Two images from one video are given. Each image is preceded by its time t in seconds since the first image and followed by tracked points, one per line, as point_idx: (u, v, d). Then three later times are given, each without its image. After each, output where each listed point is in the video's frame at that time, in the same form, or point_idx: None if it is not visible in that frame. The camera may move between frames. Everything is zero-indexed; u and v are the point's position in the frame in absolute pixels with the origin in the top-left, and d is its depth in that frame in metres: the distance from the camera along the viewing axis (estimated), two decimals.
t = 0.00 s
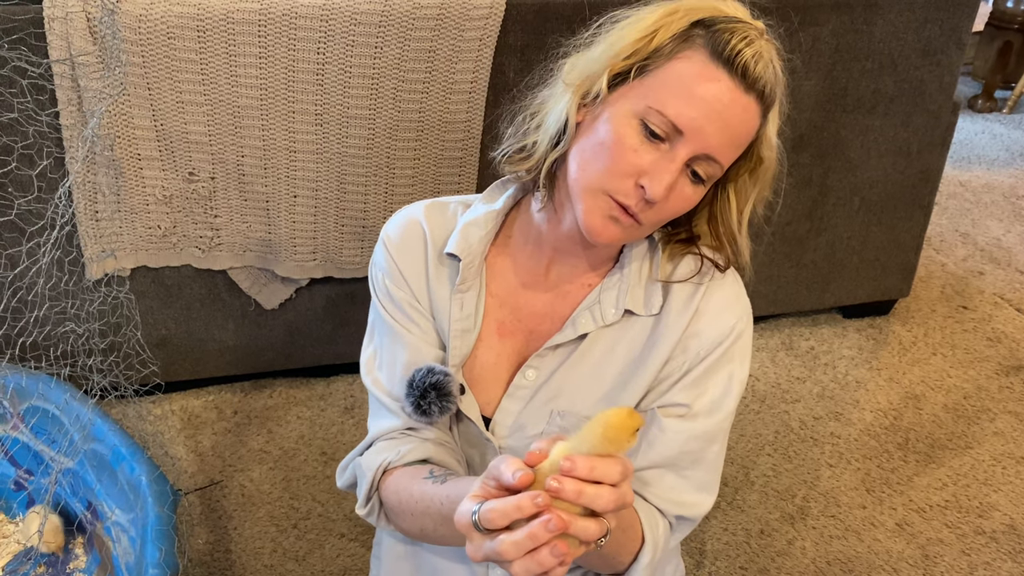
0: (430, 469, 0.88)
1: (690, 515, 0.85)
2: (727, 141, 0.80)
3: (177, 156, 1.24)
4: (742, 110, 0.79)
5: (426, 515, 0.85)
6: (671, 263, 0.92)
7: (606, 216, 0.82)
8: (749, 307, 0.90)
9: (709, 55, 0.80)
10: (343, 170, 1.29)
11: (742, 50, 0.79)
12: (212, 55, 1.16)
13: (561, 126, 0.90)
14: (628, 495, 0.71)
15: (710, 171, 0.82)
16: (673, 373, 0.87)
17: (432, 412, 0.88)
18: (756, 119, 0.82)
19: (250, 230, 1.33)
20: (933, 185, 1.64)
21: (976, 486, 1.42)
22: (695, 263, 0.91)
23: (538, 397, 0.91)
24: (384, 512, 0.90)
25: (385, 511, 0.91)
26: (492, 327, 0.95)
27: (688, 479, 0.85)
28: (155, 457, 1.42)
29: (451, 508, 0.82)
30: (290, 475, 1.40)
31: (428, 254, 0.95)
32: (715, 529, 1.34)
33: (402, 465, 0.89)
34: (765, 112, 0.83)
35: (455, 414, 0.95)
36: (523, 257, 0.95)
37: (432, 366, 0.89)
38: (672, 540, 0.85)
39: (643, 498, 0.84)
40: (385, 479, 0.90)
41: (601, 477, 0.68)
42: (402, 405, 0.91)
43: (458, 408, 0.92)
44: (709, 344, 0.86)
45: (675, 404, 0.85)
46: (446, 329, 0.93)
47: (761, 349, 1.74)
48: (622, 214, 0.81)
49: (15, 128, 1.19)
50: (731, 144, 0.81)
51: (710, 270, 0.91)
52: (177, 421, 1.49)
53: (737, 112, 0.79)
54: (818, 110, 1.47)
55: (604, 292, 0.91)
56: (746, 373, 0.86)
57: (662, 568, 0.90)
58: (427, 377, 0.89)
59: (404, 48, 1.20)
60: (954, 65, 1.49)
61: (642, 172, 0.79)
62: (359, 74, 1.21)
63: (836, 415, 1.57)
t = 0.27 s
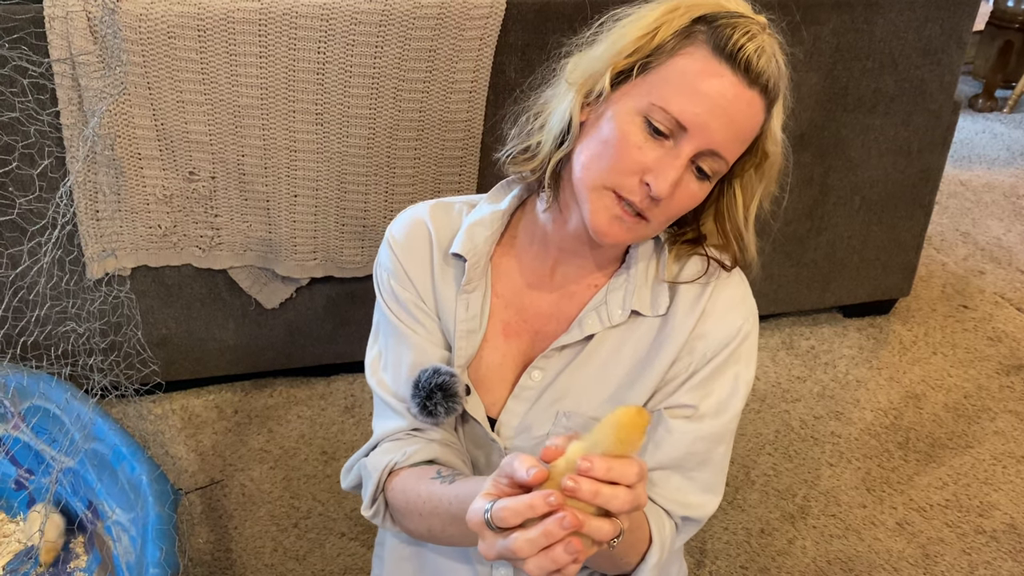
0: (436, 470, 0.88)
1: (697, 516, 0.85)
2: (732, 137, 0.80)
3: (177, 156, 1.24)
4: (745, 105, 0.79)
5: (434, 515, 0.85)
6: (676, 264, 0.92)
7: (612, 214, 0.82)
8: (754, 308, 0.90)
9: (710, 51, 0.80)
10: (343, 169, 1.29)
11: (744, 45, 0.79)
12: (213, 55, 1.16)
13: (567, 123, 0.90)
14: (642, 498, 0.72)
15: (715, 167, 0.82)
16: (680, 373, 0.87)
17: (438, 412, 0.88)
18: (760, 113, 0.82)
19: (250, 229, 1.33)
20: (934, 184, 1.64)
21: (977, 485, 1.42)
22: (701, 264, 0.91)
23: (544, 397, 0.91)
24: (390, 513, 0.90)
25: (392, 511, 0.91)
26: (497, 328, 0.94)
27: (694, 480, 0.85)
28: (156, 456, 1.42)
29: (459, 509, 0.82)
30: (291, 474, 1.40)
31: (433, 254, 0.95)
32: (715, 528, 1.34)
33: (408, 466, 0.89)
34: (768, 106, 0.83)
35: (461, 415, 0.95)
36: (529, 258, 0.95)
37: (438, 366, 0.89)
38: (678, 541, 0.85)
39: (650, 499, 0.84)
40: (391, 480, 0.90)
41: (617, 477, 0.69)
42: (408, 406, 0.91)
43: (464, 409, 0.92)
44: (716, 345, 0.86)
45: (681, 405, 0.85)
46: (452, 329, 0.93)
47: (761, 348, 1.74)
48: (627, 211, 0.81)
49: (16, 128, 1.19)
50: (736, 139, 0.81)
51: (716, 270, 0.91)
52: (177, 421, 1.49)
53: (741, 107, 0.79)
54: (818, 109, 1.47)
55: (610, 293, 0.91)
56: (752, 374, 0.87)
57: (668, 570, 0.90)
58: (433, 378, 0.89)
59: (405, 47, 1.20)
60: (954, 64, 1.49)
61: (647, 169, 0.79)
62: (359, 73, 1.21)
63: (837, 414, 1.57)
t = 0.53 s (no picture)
0: (438, 470, 0.88)
1: (699, 516, 0.84)
2: (731, 134, 0.80)
3: (177, 155, 1.24)
4: (744, 102, 0.79)
5: (436, 516, 0.85)
6: (677, 264, 0.92)
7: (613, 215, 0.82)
8: (756, 307, 0.90)
9: (707, 49, 0.79)
10: (343, 168, 1.29)
11: (740, 42, 0.79)
12: (213, 54, 1.16)
13: (564, 125, 0.90)
14: (646, 502, 0.72)
15: (715, 165, 0.82)
16: (681, 373, 0.87)
17: (439, 413, 0.88)
18: (759, 110, 0.81)
19: (250, 228, 1.33)
20: (934, 183, 1.64)
21: (977, 485, 1.42)
22: (702, 263, 0.91)
23: (546, 397, 0.91)
24: (391, 513, 0.90)
25: (393, 512, 0.91)
26: (498, 328, 0.94)
27: (696, 480, 0.85)
28: (155, 455, 1.42)
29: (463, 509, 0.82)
30: (291, 474, 1.40)
31: (434, 254, 0.95)
32: (715, 527, 1.34)
33: (410, 466, 0.89)
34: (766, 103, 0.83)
35: (462, 415, 0.95)
36: (530, 258, 0.95)
37: (439, 367, 0.89)
38: (680, 541, 0.85)
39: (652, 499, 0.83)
40: (392, 481, 0.90)
41: (622, 481, 0.69)
42: (409, 407, 0.90)
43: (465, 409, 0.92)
44: (718, 345, 0.86)
45: (683, 405, 0.85)
46: (453, 329, 0.93)
47: (761, 347, 1.74)
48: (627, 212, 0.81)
49: (16, 127, 1.19)
50: (735, 137, 0.80)
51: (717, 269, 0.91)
52: (177, 420, 1.49)
53: (739, 105, 0.79)
54: (818, 109, 1.47)
55: (611, 293, 0.91)
56: (753, 373, 0.87)
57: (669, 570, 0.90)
58: (434, 378, 0.88)
59: (405, 46, 1.20)
60: (955, 63, 1.49)
61: (646, 169, 0.79)
62: (359, 72, 1.21)
63: (837, 414, 1.56)
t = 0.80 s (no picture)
0: (435, 469, 0.88)
1: (697, 515, 0.84)
2: (723, 131, 0.80)
3: (177, 154, 1.24)
4: (735, 98, 0.79)
5: (432, 515, 0.85)
6: (674, 262, 0.92)
7: (606, 214, 0.82)
8: (753, 306, 0.90)
9: (697, 46, 0.79)
10: (343, 167, 1.29)
11: (730, 38, 0.78)
12: (213, 52, 1.16)
13: (557, 125, 0.90)
14: (636, 503, 0.72)
15: (708, 162, 0.81)
16: (678, 373, 0.87)
17: (435, 412, 0.88)
18: (751, 105, 0.81)
19: (250, 227, 1.33)
20: (934, 182, 1.64)
21: (977, 484, 1.42)
22: (698, 262, 0.91)
23: (543, 396, 0.91)
24: (389, 512, 0.90)
25: (391, 511, 0.91)
26: (495, 327, 0.94)
27: (694, 479, 0.85)
28: (155, 454, 1.42)
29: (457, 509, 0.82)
30: (291, 473, 1.40)
31: (431, 254, 0.95)
32: (715, 526, 1.34)
33: (407, 465, 0.89)
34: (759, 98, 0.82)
35: (459, 414, 0.95)
36: (526, 257, 0.95)
37: (435, 366, 0.89)
38: (677, 540, 0.85)
39: (650, 498, 0.84)
40: (390, 480, 0.90)
41: (611, 481, 0.70)
42: (406, 406, 0.91)
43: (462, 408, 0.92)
44: (714, 344, 0.86)
45: (679, 404, 0.85)
46: (450, 329, 0.93)
47: (761, 346, 1.74)
48: (621, 211, 0.82)
49: (16, 125, 1.19)
50: (727, 133, 0.80)
51: (714, 268, 0.91)
52: (177, 419, 1.49)
53: (730, 101, 0.78)
54: (819, 108, 1.47)
55: (607, 291, 0.91)
56: (751, 372, 0.87)
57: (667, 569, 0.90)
58: (430, 378, 0.89)
59: (405, 46, 1.20)
60: (955, 63, 1.49)
61: (639, 168, 0.80)
62: (359, 71, 1.21)
63: (836, 413, 1.57)
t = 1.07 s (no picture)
0: (432, 469, 0.88)
1: (694, 514, 0.84)
2: (714, 127, 0.79)
3: (176, 154, 1.24)
4: (725, 94, 0.79)
5: (429, 515, 0.84)
6: (670, 262, 0.92)
7: (600, 214, 0.82)
8: (750, 305, 0.90)
9: (686, 43, 0.79)
10: (343, 166, 1.29)
11: (719, 34, 0.78)
12: (212, 51, 1.16)
13: (548, 125, 0.90)
14: (629, 502, 0.72)
15: (701, 159, 0.81)
16: (675, 372, 0.87)
17: (432, 412, 0.88)
18: (742, 101, 0.81)
19: (249, 226, 1.33)
20: (934, 182, 1.64)
21: (976, 484, 1.42)
22: (696, 261, 0.91)
23: (540, 396, 0.91)
24: (386, 512, 0.90)
25: (388, 511, 0.91)
26: (492, 328, 0.94)
27: (691, 479, 0.85)
28: (154, 453, 1.42)
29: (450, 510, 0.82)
30: (290, 472, 1.40)
31: (428, 255, 0.95)
32: (714, 526, 1.34)
33: (404, 466, 0.89)
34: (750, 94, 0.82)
35: (456, 414, 0.94)
36: (523, 257, 0.95)
37: (432, 367, 0.89)
38: (675, 540, 0.85)
39: (646, 498, 0.83)
40: (387, 480, 0.90)
41: (604, 480, 0.69)
42: (403, 406, 0.91)
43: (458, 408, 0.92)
44: (711, 343, 0.86)
45: (676, 403, 0.85)
46: (446, 329, 0.93)
47: (760, 346, 1.74)
48: (614, 210, 0.82)
49: (15, 124, 1.19)
50: (719, 130, 0.80)
51: (709, 267, 0.91)
52: (176, 418, 1.49)
53: (721, 98, 0.78)
54: (818, 108, 1.47)
55: (604, 291, 0.91)
56: (747, 372, 0.87)
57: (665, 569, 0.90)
58: (427, 378, 0.89)
59: (404, 45, 1.20)
60: (954, 62, 1.49)
61: (631, 167, 0.79)
62: (358, 70, 1.21)
63: (835, 413, 1.57)
